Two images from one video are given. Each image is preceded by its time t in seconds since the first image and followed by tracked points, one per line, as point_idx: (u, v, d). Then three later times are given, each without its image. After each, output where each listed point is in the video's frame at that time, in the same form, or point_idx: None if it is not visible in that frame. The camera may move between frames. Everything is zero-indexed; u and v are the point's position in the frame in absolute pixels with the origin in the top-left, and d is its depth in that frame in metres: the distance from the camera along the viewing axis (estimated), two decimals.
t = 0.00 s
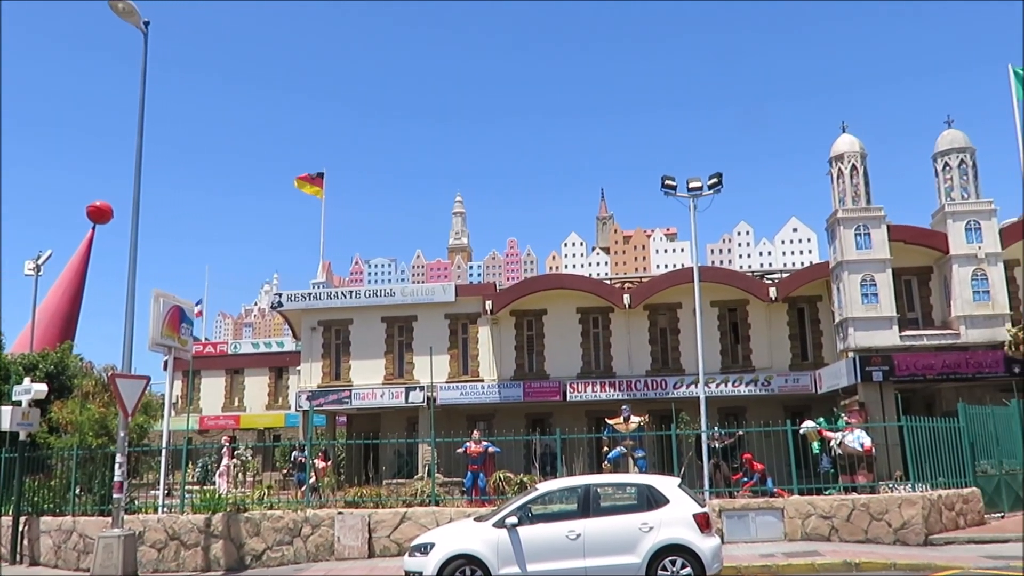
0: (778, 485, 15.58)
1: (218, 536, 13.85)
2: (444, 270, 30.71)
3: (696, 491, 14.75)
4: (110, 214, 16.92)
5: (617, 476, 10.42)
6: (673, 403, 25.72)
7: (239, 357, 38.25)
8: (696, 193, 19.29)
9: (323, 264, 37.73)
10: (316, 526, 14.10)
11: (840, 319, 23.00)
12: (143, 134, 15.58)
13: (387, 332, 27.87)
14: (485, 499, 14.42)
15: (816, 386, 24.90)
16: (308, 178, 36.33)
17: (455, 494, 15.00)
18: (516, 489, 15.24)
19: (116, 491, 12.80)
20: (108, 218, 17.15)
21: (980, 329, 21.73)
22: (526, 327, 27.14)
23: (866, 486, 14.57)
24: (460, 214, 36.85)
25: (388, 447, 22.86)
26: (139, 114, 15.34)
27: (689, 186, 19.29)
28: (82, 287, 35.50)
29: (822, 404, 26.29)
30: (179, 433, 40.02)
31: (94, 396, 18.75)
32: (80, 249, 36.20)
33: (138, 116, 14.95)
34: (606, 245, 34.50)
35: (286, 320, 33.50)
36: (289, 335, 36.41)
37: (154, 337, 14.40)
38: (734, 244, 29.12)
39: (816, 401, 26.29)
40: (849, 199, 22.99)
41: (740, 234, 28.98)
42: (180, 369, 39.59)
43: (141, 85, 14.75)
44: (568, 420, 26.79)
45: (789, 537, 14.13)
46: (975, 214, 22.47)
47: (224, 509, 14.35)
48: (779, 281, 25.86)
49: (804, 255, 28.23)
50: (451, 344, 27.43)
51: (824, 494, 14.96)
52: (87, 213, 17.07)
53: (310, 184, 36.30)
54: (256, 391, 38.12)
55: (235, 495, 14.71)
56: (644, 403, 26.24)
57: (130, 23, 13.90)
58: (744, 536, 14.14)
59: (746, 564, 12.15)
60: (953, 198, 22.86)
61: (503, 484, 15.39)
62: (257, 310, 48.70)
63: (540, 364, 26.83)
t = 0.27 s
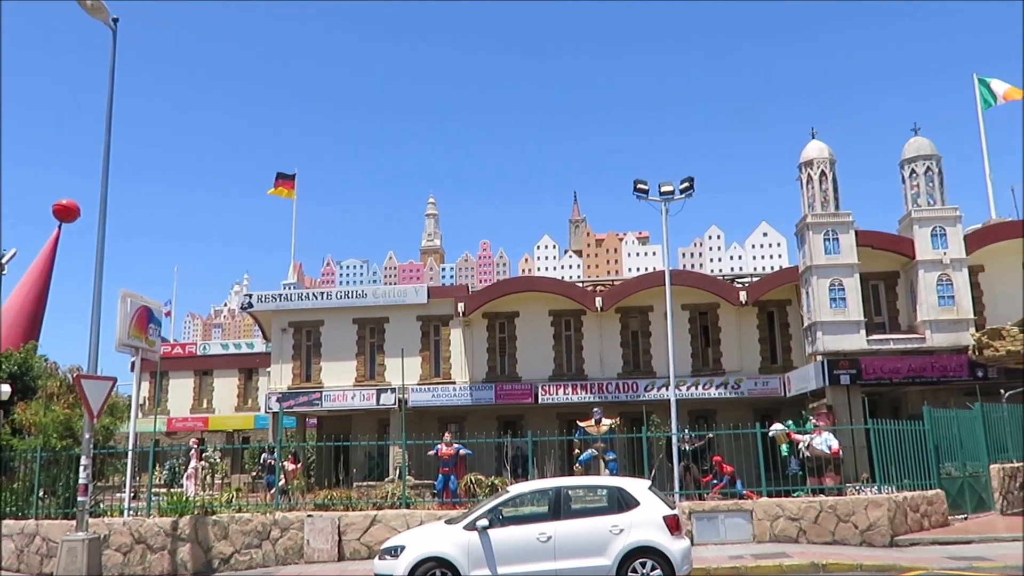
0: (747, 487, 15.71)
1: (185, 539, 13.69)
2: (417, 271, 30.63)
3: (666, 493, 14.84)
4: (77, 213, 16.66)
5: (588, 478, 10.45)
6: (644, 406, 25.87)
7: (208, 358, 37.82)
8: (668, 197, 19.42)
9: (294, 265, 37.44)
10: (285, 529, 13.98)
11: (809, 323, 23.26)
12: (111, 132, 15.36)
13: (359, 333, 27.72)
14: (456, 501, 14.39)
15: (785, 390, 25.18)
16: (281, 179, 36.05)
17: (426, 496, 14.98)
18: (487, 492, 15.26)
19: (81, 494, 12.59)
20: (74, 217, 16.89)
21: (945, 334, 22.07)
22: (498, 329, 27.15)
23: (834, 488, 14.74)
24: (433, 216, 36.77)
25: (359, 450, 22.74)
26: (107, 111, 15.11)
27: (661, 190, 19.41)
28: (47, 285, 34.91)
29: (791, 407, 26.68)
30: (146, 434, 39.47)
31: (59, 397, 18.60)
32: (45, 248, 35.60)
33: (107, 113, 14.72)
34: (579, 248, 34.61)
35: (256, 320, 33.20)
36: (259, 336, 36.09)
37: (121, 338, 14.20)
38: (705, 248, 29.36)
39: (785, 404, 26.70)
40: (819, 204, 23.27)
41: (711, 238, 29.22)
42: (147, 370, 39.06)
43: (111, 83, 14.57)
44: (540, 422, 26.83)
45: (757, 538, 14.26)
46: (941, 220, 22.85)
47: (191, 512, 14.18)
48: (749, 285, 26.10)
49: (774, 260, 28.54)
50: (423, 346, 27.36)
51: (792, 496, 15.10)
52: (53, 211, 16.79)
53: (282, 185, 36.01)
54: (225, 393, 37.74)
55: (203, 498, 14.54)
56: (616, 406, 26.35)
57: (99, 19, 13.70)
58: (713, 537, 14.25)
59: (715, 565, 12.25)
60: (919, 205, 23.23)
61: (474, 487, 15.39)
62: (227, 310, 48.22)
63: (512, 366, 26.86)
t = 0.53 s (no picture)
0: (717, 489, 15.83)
1: (151, 542, 13.49)
2: (389, 273, 30.51)
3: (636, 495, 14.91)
4: (43, 211, 16.40)
5: (560, 480, 10.49)
6: (616, 408, 25.98)
7: (176, 358, 37.37)
8: (641, 200, 19.54)
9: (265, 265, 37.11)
10: (253, 532, 13.85)
11: (778, 326, 23.50)
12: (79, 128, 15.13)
13: (330, 334, 27.55)
14: (426, 503, 14.34)
15: (754, 392, 25.43)
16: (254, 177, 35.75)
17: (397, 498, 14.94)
18: (458, 494, 15.24)
19: (44, 496, 12.37)
20: (41, 215, 16.62)
21: (910, 338, 22.54)
22: (470, 331, 27.13)
23: (802, 489, 14.90)
24: (406, 217, 36.66)
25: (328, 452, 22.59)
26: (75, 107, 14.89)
27: (634, 193, 19.52)
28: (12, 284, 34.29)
29: (760, 409, 26.96)
30: (112, 436, 38.88)
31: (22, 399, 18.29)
32: (10, 245, 34.97)
33: (74, 110, 14.50)
34: (552, 250, 34.70)
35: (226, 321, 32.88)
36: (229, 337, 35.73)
37: (87, 338, 13.99)
38: (677, 251, 29.57)
39: (755, 407, 26.95)
40: (788, 209, 23.57)
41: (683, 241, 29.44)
42: (114, 370, 38.48)
43: (78, 79, 14.36)
44: (512, 424, 26.83)
45: (726, 540, 14.37)
46: (907, 226, 23.25)
47: (158, 515, 13.99)
48: (720, 288, 26.32)
49: (745, 263, 28.81)
50: (395, 347, 27.26)
51: (761, 498, 15.25)
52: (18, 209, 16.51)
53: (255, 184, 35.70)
54: (193, 394, 37.32)
55: (170, 500, 14.37)
56: (587, 407, 26.43)
57: (67, 14, 13.49)
58: (683, 539, 14.34)
59: (685, 567, 12.33)
60: (886, 211, 23.63)
61: (445, 489, 15.37)
62: (196, 310, 47.69)
63: (484, 368, 26.85)
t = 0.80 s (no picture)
0: (686, 490, 15.92)
1: (115, 545, 13.28)
2: (360, 272, 30.33)
3: (606, 496, 14.97)
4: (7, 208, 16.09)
5: (530, 481, 10.50)
6: (586, 409, 26.07)
7: (143, 358, 36.85)
8: (612, 203, 19.63)
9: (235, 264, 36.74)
10: (220, 534, 13.70)
11: (747, 329, 23.72)
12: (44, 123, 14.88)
13: (300, 334, 27.34)
14: (396, 506, 14.29)
15: (724, 394, 25.65)
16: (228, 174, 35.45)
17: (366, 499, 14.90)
18: (428, 495, 15.19)
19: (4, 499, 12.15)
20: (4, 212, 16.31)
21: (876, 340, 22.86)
22: (442, 332, 27.09)
23: (769, 490, 15.05)
24: (378, 217, 36.49)
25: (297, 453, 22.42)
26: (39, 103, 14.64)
27: (605, 196, 19.61)
28: None
29: (729, 410, 27.18)
30: (77, 437, 38.23)
31: None
32: None
33: (38, 106, 14.24)
34: (524, 251, 34.77)
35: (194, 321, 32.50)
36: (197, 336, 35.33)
37: (50, 337, 13.75)
38: (648, 253, 29.74)
39: (724, 408, 27.16)
40: (758, 213, 23.79)
41: (654, 244, 29.62)
42: (79, 370, 37.85)
43: (43, 73, 14.12)
44: (482, 425, 26.80)
45: (694, 540, 14.48)
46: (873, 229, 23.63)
47: (122, 517, 13.79)
48: (690, 290, 26.50)
49: (715, 266, 29.05)
50: (365, 348, 27.12)
51: (729, 499, 15.37)
52: None
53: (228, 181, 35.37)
54: (160, 394, 36.84)
55: (134, 503, 14.17)
56: (558, 408, 26.47)
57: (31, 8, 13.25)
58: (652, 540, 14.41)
59: (653, 568, 12.40)
60: (853, 215, 23.94)
61: (414, 489, 15.32)
62: (163, 310, 47.08)
63: (455, 369, 26.81)
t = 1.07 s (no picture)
0: (650, 490, 16.02)
1: (72, 546, 13.03)
2: (326, 271, 30.07)
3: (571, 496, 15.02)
4: None
5: (495, 481, 10.50)
6: (553, 410, 26.12)
7: (103, 356, 36.20)
8: (580, 204, 19.70)
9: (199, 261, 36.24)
10: (180, 534, 13.51)
11: (712, 330, 23.94)
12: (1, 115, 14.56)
13: (265, 333, 27.06)
14: (360, 506, 14.22)
15: (688, 395, 25.87)
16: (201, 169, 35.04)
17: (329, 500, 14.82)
18: (392, 496, 15.14)
19: None
20: None
21: (838, 342, 23.22)
22: (408, 331, 26.98)
23: (732, 490, 15.21)
24: (345, 215, 36.24)
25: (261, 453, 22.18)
26: None
27: (573, 196, 19.68)
28: None
29: (694, 411, 27.41)
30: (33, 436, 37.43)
31: None
32: None
33: None
34: (492, 251, 34.76)
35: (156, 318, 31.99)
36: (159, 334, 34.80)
37: (6, 334, 13.46)
38: (615, 255, 29.89)
39: (688, 409, 27.37)
40: (724, 215, 24.02)
41: (621, 245, 29.79)
42: (36, 367, 37.05)
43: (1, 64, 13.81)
44: (448, 425, 26.75)
45: (658, 540, 14.58)
46: (837, 234, 24.01)
47: (79, 517, 13.54)
48: (657, 292, 26.69)
49: (681, 268, 29.29)
50: (331, 347, 26.92)
51: (692, 499, 15.51)
52: None
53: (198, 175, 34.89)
54: (120, 393, 36.20)
55: (92, 503, 13.91)
56: (524, 409, 26.51)
57: None
58: (617, 540, 14.49)
59: (617, 567, 12.47)
60: (817, 219, 24.28)
61: (379, 490, 15.25)
62: (124, 307, 46.29)
63: (421, 368, 26.71)
